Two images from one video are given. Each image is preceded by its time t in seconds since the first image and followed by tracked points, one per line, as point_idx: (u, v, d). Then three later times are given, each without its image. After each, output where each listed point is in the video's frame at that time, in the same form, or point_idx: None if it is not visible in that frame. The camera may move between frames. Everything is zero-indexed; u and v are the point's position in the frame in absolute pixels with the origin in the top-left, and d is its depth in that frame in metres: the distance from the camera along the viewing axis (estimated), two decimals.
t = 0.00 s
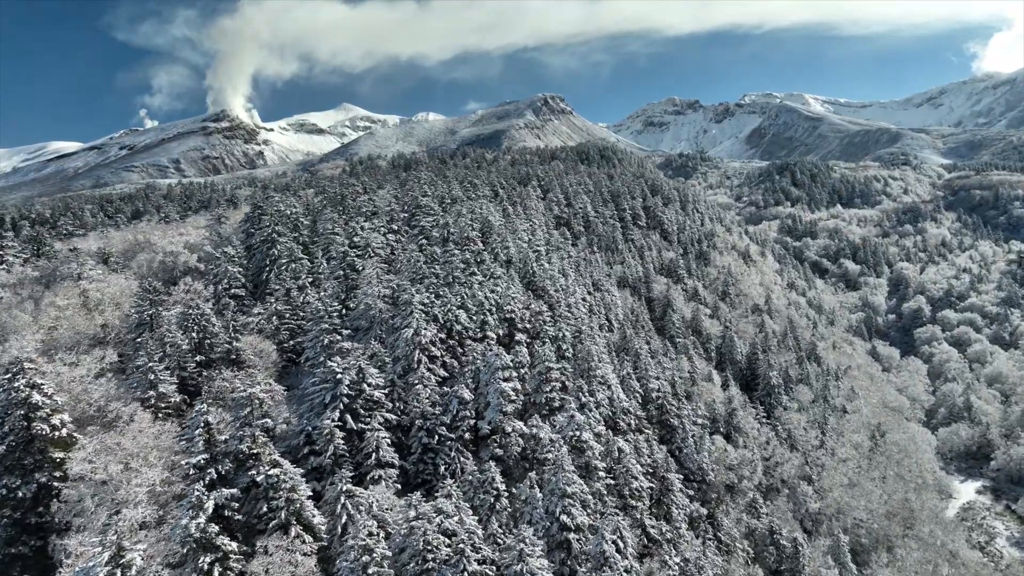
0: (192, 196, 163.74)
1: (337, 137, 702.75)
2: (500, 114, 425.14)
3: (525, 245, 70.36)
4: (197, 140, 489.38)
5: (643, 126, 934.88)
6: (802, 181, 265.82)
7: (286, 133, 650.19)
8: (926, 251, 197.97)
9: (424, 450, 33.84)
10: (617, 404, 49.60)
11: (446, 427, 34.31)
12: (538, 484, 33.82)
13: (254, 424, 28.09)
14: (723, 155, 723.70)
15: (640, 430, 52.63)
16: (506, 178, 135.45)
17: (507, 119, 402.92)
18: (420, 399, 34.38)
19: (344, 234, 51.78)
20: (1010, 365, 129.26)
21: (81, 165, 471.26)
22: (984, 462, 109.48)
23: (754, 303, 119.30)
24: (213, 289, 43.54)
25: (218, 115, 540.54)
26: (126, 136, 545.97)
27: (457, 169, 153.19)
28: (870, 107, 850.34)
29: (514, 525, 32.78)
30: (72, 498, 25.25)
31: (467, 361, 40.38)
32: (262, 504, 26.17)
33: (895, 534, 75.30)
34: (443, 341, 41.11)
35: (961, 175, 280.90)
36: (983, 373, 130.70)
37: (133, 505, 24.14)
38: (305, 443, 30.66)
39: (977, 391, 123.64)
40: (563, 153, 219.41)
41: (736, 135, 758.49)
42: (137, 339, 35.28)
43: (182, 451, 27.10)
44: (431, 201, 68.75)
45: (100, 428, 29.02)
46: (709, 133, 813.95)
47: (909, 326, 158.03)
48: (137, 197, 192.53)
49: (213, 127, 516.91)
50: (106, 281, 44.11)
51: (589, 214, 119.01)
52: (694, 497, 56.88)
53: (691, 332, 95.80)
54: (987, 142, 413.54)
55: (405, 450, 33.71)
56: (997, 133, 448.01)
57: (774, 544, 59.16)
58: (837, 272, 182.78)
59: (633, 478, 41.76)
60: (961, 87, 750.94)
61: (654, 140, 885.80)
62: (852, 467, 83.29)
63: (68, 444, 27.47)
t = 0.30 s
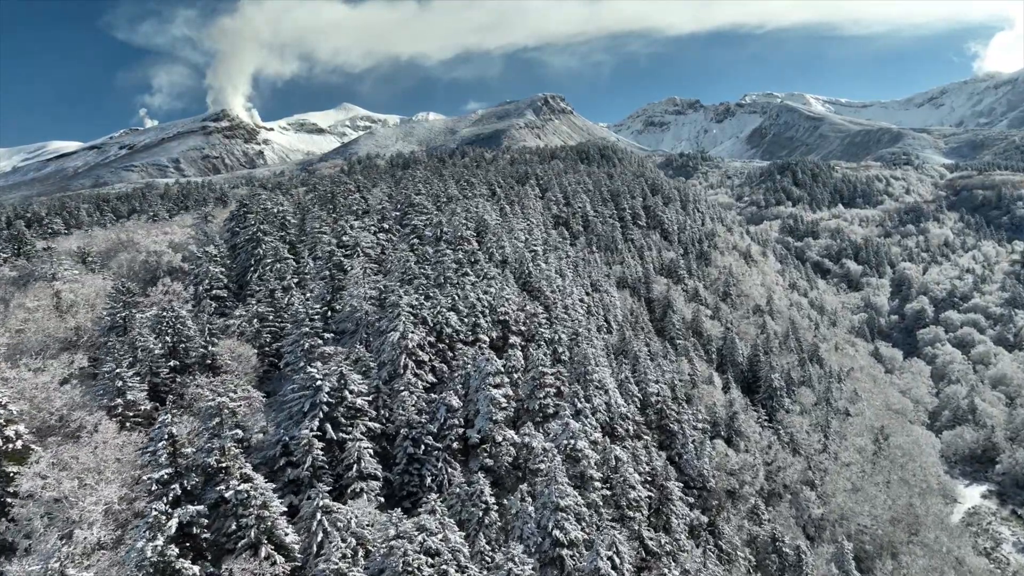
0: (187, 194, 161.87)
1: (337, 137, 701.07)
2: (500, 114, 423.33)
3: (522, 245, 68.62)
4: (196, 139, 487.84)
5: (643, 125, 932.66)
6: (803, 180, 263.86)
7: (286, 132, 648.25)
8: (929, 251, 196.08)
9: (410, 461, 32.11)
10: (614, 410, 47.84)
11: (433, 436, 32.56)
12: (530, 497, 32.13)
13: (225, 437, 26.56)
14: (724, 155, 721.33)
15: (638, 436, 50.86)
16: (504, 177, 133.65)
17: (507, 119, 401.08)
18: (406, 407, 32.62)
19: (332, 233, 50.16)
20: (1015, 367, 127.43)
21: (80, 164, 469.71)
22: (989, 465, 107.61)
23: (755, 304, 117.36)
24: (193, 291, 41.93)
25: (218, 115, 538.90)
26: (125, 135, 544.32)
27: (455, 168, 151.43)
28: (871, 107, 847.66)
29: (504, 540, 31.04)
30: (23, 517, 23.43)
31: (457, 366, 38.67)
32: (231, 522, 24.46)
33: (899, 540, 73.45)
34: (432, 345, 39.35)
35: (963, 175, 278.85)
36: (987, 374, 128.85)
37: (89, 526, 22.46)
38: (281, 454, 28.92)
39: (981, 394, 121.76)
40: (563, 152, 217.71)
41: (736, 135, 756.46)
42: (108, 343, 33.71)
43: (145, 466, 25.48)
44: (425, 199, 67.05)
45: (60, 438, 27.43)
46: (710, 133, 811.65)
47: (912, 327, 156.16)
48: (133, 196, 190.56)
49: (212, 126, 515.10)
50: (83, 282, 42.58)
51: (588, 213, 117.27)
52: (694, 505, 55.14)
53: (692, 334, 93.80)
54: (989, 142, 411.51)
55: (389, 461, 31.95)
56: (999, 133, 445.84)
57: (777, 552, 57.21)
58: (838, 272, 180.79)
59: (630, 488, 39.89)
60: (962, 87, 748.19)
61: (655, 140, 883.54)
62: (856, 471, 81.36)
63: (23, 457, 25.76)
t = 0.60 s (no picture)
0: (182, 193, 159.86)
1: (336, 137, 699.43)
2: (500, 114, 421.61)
3: (518, 245, 66.86)
4: (195, 139, 486.27)
5: (644, 125, 930.42)
6: (805, 180, 261.79)
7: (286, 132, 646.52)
8: (931, 251, 194.08)
9: (393, 473, 30.36)
10: (612, 416, 46.03)
11: (418, 447, 30.78)
12: (520, 512, 30.31)
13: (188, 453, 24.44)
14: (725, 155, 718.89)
15: (637, 443, 49.10)
16: (502, 176, 131.75)
17: (507, 118, 399.26)
18: (389, 416, 30.82)
19: (319, 233, 48.42)
20: (1019, 368, 125.45)
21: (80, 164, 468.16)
22: (994, 469, 105.60)
23: (757, 305, 115.30)
24: (171, 292, 40.26)
25: (218, 114, 537.62)
26: (124, 134, 542.54)
27: (452, 168, 149.62)
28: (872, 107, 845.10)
29: (494, 557, 29.28)
30: None
31: (446, 372, 36.89)
32: (195, 542, 22.69)
33: (905, 547, 71.53)
34: (419, 350, 37.54)
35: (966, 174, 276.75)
36: (992, 376, 126.74)
37: (33, 551, 21.74)
38: (255, 468, 27.18)
39: (986, 396, 119.72)
40: (563, 151, 215.70)
41: (737, 135, 754.42)
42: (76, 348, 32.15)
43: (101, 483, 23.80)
44: (418, 198, 65.25)
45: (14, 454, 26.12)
46: (710, 133, 809.43)
47: (915, 328, 154.24)
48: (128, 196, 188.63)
49: (211, 126, 513.45)
50: (57, 284, 41.08)
51: (586, 212, 115.43)
52: (694, 514, 53.29)
53: (692, 335, 91.69)
54: (991, 142, 409.33)
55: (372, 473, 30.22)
56: (1001, 133, 443.59)
57: (780, 561, 55.14)
58: (840, 272, 178.66)
59: (627, 499, 38.03)
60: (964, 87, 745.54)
61: (655, 140, 881.15)
62: (859, 476, 79.33)
63: None
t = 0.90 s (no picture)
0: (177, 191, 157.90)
1: (337, 137, 697.47)
2: (500, 113, 419.88)
3: (514, 244, 65.14)
4: (195, 138, 484.60)
5: (645, 125, 928.08)
6: (806, 179, 259.72)
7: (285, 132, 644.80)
8: (934, 251, 192.13)
9: (374, 488, 28.51)
10: (608, 422, 44.28)
11: (400, 459, 29.03)
12: (508, 528, 28.44)
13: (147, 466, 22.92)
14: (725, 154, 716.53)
15: (636, 449, 47.39)
16: (500, 175, 130.01)
17: (507, 118, 397.32)
18: (370, 425, 29.10)
19: (305, 233, 46.74)
20: None
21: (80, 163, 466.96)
22: (1000, 473, 103.68)
23: (758, 306, 113.43)
24: (148, 294, 38.72)
25: (218, 114, 535.94)
26: (124, 134, 541.49)
27: (450, 167, 147.90)
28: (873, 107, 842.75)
29: None
30: None
31: (433, 377, 35.15)
32: (152, 567, 20.93)
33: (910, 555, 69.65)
34: (406, 355, 35.75)
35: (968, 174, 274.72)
36: (996, 378, 124.83)
37: None
38: (223, 485, 25.52)
39: (991, 398, 117.84)
40: (563, 151, 213.79)
41: (737, 135, 752.47)
42: (41, 352, 30.54)
43: (49, 504, 22.00)
44: (411, 196, 63.46)
45: None
46: (711, 133, 807.20)
47: (918, 329, 152.38)
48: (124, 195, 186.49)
49: (211, 125, 511.94)
50: (29, 287, 39.61)
51: (585, 212, 113.64)
52: (695, 523, 51.58)
53: (692, 336, 89.70)
54: (993, 142, 406.96)
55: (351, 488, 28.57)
56: (1003, 132, 441.53)
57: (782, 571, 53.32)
58: (842, 273, 176.68)
59: (624, 511, 36.15)
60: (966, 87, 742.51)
61: (655, 140, 880.09)
62: (864, 481, 77.45)
63: None
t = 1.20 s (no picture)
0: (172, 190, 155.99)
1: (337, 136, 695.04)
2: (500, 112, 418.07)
3: (509, 244, 63.38)
4: (194, 138, 482.82)
5: (645, 125, 925.59)
6: (807, 179, 257.69)
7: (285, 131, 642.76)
8: (937, 252, 190.17)
9: (352, 503, 26.75)
10: (605, 429, 42.48)
11: (380, 473, 27.29)
12: (494, 545, 26.69)
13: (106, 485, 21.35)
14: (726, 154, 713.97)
15: (634, 457, 45.66)
16: (498, 174, 128.15)
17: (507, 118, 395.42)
18: (348, 436, 27.37)
19: (290, 233, 44.98)
20: None
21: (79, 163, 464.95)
22: (1006, 477, 101.68)
23: (759, 307, 111.44)
24: (121, 296, 37.08)
25: (218, 114, 534.23)
26: (123, 134, 540.05)
27: (448, 165, 146.00)
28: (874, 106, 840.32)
29: None
30: None
31: (419, 384, 33.45)
32: None
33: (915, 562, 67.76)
34: (390, 360, 34.01)
35: (970, 174, 272.57)
36: (1001, 380, 122.85)
37: None
38: (187, 502, 23.75)
39: (996, 400, 115.90)
40: (562, 150, 211.91)
41: (738, 135, 750.19)
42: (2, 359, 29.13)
43: None
44: (402, 195, 61.65)
45: None
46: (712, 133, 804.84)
47: (920, 330, 150.44)
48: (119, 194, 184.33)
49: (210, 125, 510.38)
50: None
51: (584, 211, 111.78)
52: (695, 533, 49.79)
53: (693, 338, 87.80)
54: (995, 142, 404.65)
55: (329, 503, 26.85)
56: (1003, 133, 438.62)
57: None
58: (844, 273, 174.67)
59: (619, 525, 34.33)
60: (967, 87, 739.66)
61: (655, 140, 877.83)
62: (867, 486, 75.56)
63: None
